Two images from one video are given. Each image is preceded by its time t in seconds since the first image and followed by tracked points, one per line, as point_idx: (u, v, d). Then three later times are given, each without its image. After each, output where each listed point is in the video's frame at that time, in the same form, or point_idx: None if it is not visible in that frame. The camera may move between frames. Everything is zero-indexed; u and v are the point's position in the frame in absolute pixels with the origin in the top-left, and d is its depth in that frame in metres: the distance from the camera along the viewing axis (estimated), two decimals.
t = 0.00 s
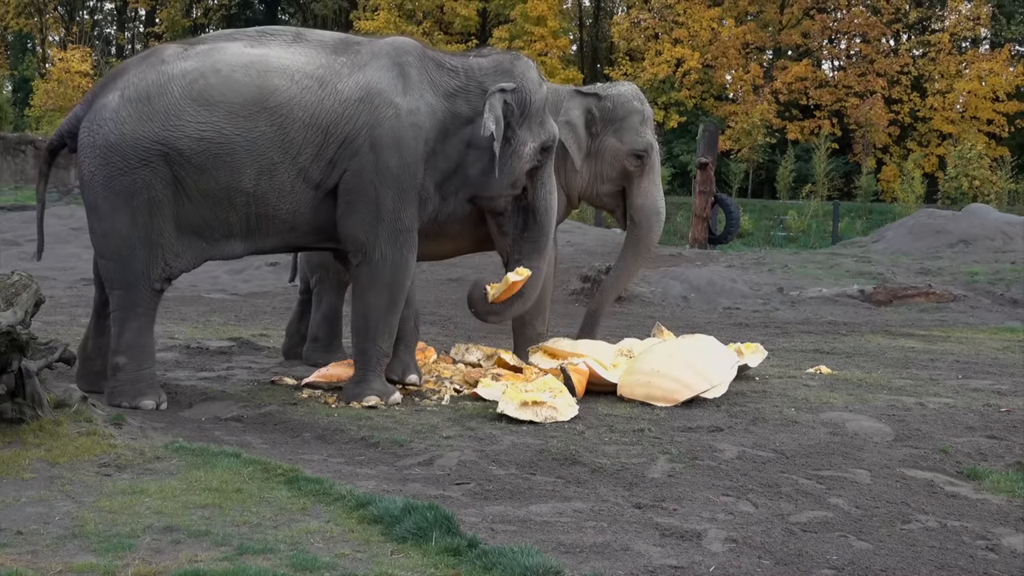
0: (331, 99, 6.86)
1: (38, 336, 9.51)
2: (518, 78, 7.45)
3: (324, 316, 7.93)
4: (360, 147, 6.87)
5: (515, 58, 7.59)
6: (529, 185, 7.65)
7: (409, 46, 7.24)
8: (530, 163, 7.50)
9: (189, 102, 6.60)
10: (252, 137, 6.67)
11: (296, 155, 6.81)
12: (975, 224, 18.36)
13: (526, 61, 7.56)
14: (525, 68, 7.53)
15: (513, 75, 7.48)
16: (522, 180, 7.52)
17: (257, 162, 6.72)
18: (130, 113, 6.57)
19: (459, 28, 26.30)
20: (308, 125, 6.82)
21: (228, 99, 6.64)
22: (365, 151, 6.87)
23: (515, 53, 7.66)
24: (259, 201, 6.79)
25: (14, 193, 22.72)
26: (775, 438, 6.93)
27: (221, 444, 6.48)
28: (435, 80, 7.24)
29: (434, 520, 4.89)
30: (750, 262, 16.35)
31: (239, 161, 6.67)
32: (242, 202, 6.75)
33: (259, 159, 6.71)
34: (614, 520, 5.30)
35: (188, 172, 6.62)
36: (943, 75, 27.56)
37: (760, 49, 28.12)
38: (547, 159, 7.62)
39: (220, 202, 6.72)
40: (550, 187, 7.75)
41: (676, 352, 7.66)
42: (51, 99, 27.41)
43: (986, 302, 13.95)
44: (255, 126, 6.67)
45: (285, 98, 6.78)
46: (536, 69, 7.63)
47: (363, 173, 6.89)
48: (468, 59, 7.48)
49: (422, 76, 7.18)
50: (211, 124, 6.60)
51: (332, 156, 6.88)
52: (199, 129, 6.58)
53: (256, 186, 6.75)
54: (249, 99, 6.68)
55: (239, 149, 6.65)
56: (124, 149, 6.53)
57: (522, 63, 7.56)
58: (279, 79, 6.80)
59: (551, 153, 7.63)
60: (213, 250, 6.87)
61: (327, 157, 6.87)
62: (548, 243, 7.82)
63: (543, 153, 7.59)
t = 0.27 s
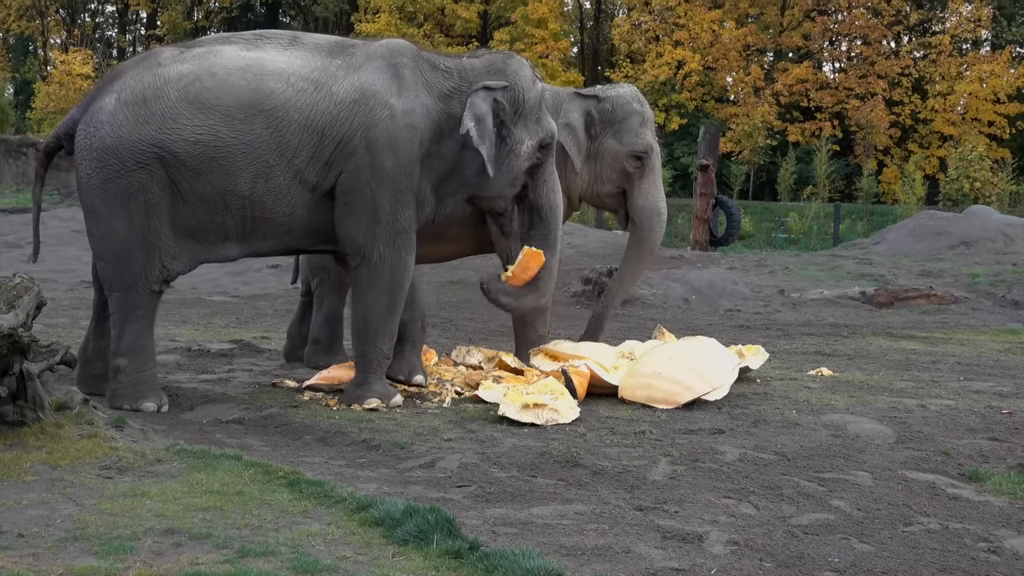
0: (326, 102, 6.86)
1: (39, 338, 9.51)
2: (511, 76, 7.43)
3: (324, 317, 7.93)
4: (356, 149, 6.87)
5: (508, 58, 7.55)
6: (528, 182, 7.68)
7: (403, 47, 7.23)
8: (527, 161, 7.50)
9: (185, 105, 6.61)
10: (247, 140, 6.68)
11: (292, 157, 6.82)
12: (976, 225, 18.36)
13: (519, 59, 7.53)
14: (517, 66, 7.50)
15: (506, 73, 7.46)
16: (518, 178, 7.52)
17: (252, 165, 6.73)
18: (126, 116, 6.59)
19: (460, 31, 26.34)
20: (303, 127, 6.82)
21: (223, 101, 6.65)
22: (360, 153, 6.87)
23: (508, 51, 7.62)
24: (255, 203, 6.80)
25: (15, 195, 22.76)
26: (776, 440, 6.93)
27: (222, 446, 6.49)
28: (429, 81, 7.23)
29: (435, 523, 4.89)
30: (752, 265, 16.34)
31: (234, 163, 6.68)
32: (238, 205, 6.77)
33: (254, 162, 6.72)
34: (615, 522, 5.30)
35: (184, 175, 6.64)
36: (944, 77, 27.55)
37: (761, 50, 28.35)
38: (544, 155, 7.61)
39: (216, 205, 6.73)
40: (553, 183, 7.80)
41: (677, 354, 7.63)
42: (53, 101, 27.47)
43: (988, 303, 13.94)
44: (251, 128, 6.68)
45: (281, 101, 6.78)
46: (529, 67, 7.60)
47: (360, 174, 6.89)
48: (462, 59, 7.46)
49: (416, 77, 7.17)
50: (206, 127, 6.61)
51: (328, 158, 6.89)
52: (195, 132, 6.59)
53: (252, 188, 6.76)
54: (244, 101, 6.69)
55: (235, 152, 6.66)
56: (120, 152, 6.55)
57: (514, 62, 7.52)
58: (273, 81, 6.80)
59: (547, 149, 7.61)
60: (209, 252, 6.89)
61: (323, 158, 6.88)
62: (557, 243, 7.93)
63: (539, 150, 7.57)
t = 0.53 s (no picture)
0: (322, 120, 6.88)
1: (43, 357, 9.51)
2: (505, 88, 7.37)
3: (328, 334, 7.93)
4: (353, 166, 6.87)
5: (503, 70, 7.51)
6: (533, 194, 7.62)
7: (399, 65, 7.24)
8: (527, 172, 7.42)
9: (182, 125, 6.65)
10: (243, 159, 6.70)
11: (288, 176, 6.83)
12: (979, 237, 18.36)
13: (514, 72, 7.46)
14: (511, 79, 7.42)
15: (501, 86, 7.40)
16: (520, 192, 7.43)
17: (249, 184, 6.75)
18: (124, 136, 6.64)
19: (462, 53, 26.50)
20: (300, 145, 6.84)
21: (219, 120, 6.68)
22: (357, 170, 6.87)
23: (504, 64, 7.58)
24: (253, 222, 6.81)
25: (20, 213, 22.81)
26: (782, 454, 6.91)
27: (226, 464, 6.48)
28: (426, 97, 7.22)
29: (440, 539, 4.88)
30: (755, 278, 16.33)
31: (232, 182, 6.70)
32: (236, 224, 6.78)
33: (251, 181, 6.75)
34: (621, 537, 5.28)
35: (181, 194, 6.67)
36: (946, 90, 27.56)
37: (763, 65, 28.32)
38: (546, 167, 7.55)
39: (214, 224, 6.76)
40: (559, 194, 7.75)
41: (682, 369, 7.60)
42: (56, 121, 27.54)
43: (992, 315, 13.92)
44: (247, 148, 6.71)
45: (277, 120, 6.80)
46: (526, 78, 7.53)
47: (357, 191, 6.88)
48: (458, 74, 7.43)
49: (412, 93, 7.17)
50: (203, 147, 6.64)
51: (325, 176, 6.89)
52: (191, 152, 6.63)
53: (249, 206, 6.77)
54: (240, 121, 6.71)
55: (231, 171, 6.69)
56: (118, 172, 6.60)
57: (509, 74, 7.46)
58: (270, 100, 6.83)
59: (548, 160, 7.54)
60: (208, 271, 6.90)
61: (320, 176, 6.89)
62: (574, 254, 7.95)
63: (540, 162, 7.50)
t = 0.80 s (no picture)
0: (319, 129, 6.88)
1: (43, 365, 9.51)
2: (502, 96, 7.30)
3: (329, 342, 7.94)
4: (349, 174, 6.85)
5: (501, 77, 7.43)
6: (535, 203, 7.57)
7: (398, 73, 7.22)
8: (526, 181, 7.38)
9: (180, 134, 6.68)
10: (241, 168, 6.72)
11: (286, 185, 6.84)
12: (982, 247, 18.36)
13: (511, 78, 7.37)
14: (509, 87, 7.34)
15: (498, 93, 7.32)
16: (520, 200, 7.40)
17: (247, 193, 6.76)
18: (124, 146, 6.68)
19: (464, 57, 26.56)
20: (297, 154, 6.84)
21: (216, 129, 6.70)
22: (354, 179, 6.84)
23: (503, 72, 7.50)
24: (251, 231, 6.81)
25: (21, 223, 22.86)
26: (784, 465, 6.89)
27: (228, 473, 6.47)
28: (424, 105, 7.17)
29: (441, 549, 4.86)
30: (753, 289, 16.24)
31: (229, 190, 6.71)
32: (233, 233, 6.79)
33: (249, 190, 6.76)
34: (623, 548, 5.26)
35: (180, 204, 6.69)
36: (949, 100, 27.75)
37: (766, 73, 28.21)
38: (547, 173, 7.50)
39: (212, 234, 6.77)
40: (563, 199, 7.68)
41: (682, 379, 7.58)
42: (56, 130, 27.62)
43: (997, 326, 13.91)
44: (244, 157, 6.73)
45: (274, 129, 6.81)
46: (524, 85, 7.45)
47: (354, 200, 6.84)
48: (456, 82, 7.36)
49: (410, 102, 7.13)
50: (200, 156, 6.66)
51: (323, 185, 6.89)
52: (189, 161, 6.65)
53: (246, 215, 6.77)
54: (238, 130, 6.73)
55: (229, 180, 6.70)
56: (118, 181, 6.63)
57: (506, 82, 7.38)
58: (267, 109, 6.84)
59: (548, 167, 7.49)
60: (207, 280, 6.91)
61: (318, 185, 6.88)
62: (578, 261, 7.96)
63: (539, 169, 7.45)
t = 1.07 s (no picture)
0: (303, 126, 6.38)
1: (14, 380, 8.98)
2: (501, 92, 6.82)
3: (319, 356, 7.41)
4: (336, 175, 6.34)
5: (501, 72, 6.94)
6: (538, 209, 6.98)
7: (388, 67, 6.70)
8: (526, 182, 6.85)
9: (155, 133, 6.18)
10: (219, 168, 6.21)
11: (267, 186, 6.32)
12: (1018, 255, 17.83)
13: (510, 73, 6.88)
14: (508, 81, 6.87)
15: (496, 89, 6.83)
16: (521, 204, 6.88)
17: (225, 195, 6.24)
18: (95, 145, 6.18)
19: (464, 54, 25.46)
20: (279, 153, 6.34)
21: (193, 127, 6.20)
22: (341, 180, 6.33)
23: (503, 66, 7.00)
24: (230, 235, 6.30)
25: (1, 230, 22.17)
26: (806, 487, 6.37)
27: (208, 496, 5.95)
28: (416, 101, 6.66)
29: None
30: (779, 298, 15.79)
31: (207, 192, 6.21)
32: (211, 238, 6.28)
33: (227, 192, 6.24)
34: None
35: (154, 207, 6.19)
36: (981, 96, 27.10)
37: (785, 68, 27.64)
38: (548, 176, 6.95)
39: (188, 239, 6.26)
40: (565, 204, 7.07)
41: (697, 395, 7.00)
42: (30, 128, 26.86)
43: None
44: (222, 156, 6.22)
45: (254, 126, 6.31)
46: (525, 81, 6.95)
47: (341, 202, 6.33)
48: (452, 77, 6.88)
49: (401, 98, 6.61)
50: (175, 155, 6.16)
51: (307, 187, 6.38)
52: (164, 161, 6.15)
53: (225, 219, 6.27)
54: (216, 127, 6.23)
55: (206, 182, 6.19)
56: (88, 183, 6.13)
57: (505, 76, 6.90)
58: (247, 105, 6.33)
59: (551, 169, 6.94)
60: (185, 289, 6.41)
61: (302, 187, 6.37)
62: (582, 270, 7.24)
63: (542, 171, 6.92)
